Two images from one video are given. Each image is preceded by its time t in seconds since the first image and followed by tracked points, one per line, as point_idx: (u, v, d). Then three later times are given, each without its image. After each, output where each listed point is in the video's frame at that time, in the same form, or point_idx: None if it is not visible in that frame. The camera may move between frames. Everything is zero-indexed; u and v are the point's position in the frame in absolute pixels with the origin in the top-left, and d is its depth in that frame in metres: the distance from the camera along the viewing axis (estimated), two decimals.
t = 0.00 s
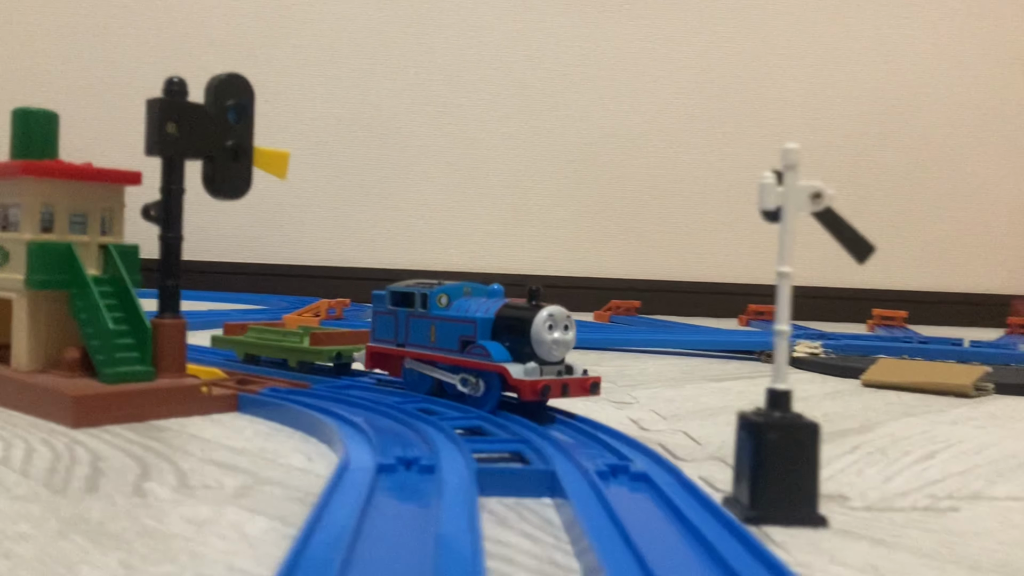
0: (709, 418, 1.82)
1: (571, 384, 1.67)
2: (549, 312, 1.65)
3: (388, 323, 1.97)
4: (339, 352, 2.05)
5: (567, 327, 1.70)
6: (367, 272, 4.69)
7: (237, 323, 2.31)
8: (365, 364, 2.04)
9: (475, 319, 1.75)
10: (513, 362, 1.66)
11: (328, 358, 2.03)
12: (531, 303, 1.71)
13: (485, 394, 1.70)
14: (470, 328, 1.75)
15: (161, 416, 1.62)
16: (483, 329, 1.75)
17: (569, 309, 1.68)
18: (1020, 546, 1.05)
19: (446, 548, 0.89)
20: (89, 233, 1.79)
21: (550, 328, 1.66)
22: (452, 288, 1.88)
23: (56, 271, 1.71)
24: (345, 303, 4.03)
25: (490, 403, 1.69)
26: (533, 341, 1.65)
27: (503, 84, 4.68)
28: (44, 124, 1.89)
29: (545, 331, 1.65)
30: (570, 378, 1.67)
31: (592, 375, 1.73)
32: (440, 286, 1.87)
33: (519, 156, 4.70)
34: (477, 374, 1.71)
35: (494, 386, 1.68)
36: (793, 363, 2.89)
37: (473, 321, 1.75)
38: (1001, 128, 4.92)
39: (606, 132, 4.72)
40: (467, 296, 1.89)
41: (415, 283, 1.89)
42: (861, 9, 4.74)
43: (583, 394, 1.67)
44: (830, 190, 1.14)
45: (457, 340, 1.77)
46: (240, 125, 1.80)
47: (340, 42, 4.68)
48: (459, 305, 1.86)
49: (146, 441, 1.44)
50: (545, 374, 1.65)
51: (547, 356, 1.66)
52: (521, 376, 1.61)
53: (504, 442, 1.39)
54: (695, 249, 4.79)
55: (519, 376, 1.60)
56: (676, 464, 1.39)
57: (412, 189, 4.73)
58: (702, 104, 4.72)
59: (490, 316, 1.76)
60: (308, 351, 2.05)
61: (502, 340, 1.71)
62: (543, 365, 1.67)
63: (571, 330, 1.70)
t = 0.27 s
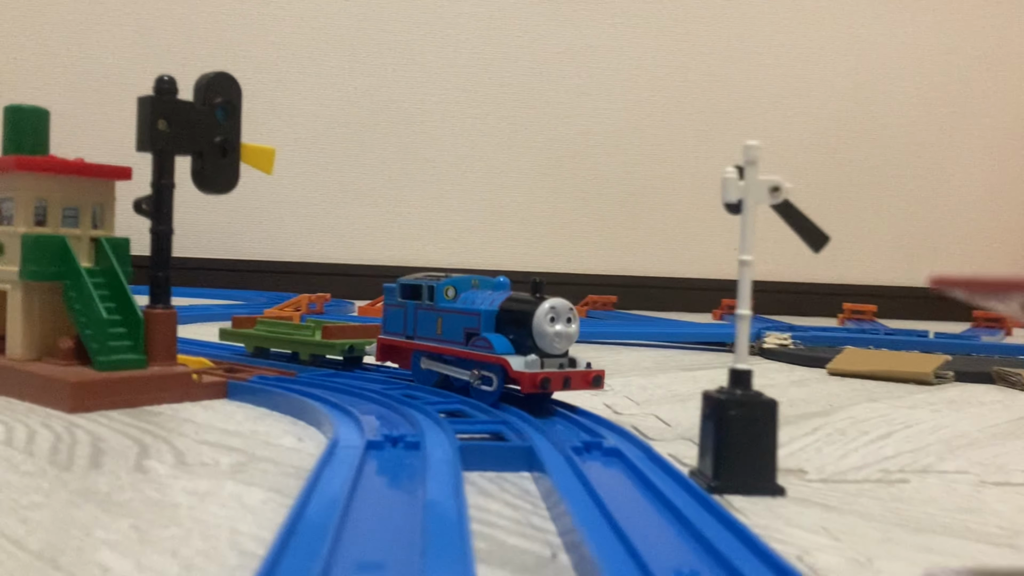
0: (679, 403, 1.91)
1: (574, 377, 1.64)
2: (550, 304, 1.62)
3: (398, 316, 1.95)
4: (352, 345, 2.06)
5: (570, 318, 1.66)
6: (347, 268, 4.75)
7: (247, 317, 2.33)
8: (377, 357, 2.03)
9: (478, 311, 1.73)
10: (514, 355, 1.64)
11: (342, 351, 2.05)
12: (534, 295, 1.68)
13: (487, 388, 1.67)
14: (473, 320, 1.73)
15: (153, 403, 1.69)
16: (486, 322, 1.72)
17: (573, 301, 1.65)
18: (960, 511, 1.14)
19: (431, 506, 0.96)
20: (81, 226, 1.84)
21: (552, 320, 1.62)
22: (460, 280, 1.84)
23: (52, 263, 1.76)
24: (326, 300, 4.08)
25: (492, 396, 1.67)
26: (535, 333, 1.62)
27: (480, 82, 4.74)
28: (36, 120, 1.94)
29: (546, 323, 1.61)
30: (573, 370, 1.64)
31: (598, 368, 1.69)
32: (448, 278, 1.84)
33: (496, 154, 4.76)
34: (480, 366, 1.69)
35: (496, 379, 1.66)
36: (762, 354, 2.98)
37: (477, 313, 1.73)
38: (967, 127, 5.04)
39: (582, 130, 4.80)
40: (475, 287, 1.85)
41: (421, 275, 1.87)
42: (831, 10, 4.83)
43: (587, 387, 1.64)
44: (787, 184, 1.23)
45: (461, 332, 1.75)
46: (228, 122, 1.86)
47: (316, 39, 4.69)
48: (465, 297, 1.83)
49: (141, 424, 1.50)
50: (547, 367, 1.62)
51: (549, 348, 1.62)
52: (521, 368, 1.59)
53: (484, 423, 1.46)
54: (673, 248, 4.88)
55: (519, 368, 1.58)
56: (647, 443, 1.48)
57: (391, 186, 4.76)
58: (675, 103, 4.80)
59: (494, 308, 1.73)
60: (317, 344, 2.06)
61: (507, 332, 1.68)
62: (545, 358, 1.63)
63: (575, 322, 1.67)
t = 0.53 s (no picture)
0: (651, 392, 1.99)
1: (570, 373, 1.62)
2: (548, 299, 1.62)
3: (404, 310, 1.98)
4: (363, 340, 2.04)
5: (568, 314, 1.66)
6: (326, 265, 4.75)
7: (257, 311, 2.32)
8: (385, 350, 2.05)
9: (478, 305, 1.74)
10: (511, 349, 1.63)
11: (353, 347, 2.03)
12: (533, 290, 1.68)
13: (485, 383, 1.66)
14: (473, 315, 1.75)
15: (145, 391, 1.75)
16: (486, 316, 1.73)
17: (571, 297, 1.64)
18: (910, 485, 1.22)
19: (414, 477, 1.03)
20: (71, 221, 1.90)
21: (549, 315, 1.62)
22: (463, 275, 1.87)
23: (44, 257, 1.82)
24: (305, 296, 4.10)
25: (488, 391, 1.67)
26: (531, 328, 1.62)
27: (457, 83, 4.72)
28: (25, 119, 1.99)
29: (543, 318, 1.61)
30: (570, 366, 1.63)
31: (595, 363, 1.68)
32: (452, 273, 1.88)
33: (475, 152, 4.76)
34: (478, 361, 1.69)
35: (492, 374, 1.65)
36: (735, 347, 3.07)
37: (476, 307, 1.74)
38: (960, 120, 4.89)
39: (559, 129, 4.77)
40: (479, 283, 1.88)
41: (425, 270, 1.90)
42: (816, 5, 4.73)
43: (585, 383, 1.63)
44: (748, 181, 1.31)
45: (462, 327, 1.77)
46: (215, 120, 1.92)
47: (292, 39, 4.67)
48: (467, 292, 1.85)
49: (134, 411, 1.57)
50: (543, 362, 1.61)
51: (545, 343, 1.62)
52: (517, 362, 1.58)
53: (463, 408, 1.54)
54: (654, 241, 4.87)
55: (515, 363, 1.57)
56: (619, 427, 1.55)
57: (369, 184, 4.75)
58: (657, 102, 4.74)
59: (494, 303, 1.75)
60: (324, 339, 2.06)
61: (505, 328, 1.68)
62: (542, 353, 1.63)
63: (574, 318, 1.66)
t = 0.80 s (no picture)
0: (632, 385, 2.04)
1: (565, 369, 1.62)
2: (541, 295, 1.62)
3: (407, 308, 1.98)
4: (371, 338, 2.07)
5: (563, 310, 1.65)
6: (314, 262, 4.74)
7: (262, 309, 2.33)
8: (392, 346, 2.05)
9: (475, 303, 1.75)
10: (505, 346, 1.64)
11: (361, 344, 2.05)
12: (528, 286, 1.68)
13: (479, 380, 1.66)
14: (470, 312, 1.75)
15: (138, 384, 1.79)
16: (482, 313, 1.73)
17: (565, 293, 1.64)
18: (872, 468, 1.28)
19: (403, 463, 1.08)
20: (64, 218, 1.94)
21: (543, 311, 1.62)
22: (462, 272, 1.87)
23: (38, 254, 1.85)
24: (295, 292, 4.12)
25: (483, 388, 1.67)
26: (525, 324, 1.62)
27: (446, 83, 4.74)
28: (19, 118, 2.02)
29: (537, 314, 1.61)
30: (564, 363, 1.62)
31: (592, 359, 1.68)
32: (451, 270, 1.87)
33: (463, 151, 4.76)
34: (473, 358, 1.69)
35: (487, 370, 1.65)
36: (716, 342, 3.13)
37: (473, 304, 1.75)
38: (943, 119, 4.95)
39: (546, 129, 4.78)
40: (478, 279, 1.87)
41: (426, 268, 1.90)
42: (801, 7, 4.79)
43: (580, 379, 1.62)
44: (723, 179, 1.36)
45: (460, 324, 1.78)
46: (206, 119, 1.96)
47: (282, 38, 4.70)
48: (466, 289, 1.85)
49: (129, 403, 1.61)
50: (536, 358, 1.61)
51: (539, 340, 1.62)
52: (510, 360, 1.58)
53: (451, 400, 1.58)
54: (645, 237, 4.84)
55: (508, 360, 1.58)
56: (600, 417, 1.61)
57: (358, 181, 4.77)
58: (644, 103, 4.78)
59: (491, 300, 1.75)
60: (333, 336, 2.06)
61: (502, 325, 1.68)
62: (536, 349, 1.63)
63: (568, 315, 1.66)
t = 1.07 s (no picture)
0: (610, 374, 2.10)
1: (559, 364, 1.60)
2: (536, 289, 1.57)
3: (411, 302, 1.95)
4: (381, 331, 2.04)
5: (559, 304, 1.60)
6: (294, 257, 4.61)
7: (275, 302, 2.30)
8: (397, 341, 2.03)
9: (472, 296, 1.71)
10: (500, 340, 1.60)
11: (370, 337, 2.03)
12: (525, 279, 1.63)
13: (474, 375, 1.63)
14: (466, 305, 1.71)
15: (132, 373, 1.85)
16: (478, 306, 1.69)
17: (561, 287, 1.58)
18: (834, 447, 1.36)
19: (392, 441, 1.15)
20: (57, 213, 1.98)
21: (537, 305, 1.58)
22: (463, 266, 1.83)
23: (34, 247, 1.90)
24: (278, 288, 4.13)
25: (477, 383, 1.65)
26: (518, 318, 1.57)
27: (428, 74, 4.59)
28: (11, 114, 2.06)
29: (530, 308, 1.57)
30: (559, 357, 1.60)
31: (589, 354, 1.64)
32: (453, 263, 1.84)
33: (446, 145, 4.61)
34: (468, 352, 1.66)
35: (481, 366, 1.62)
36: (693, 335, 3.20)
37: (470, 297, 1.71)
38: (931, 115, 4.88)
39: (531, 125, 4.62)
40: (480, 272, 1.83)
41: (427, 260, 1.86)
42: None
43: (573, 373, 1.60)
44: (695, 175, 1.44)
45: (457, 318, 1.74)
46: (198, 117, 2.02)
47: (259, 26, 4.51)
48: (466, 282, 1.81)
49: (125, 390, 1.67)
50: (529, 353, 1.57)
51: (533, 334, 1.58)
52: (502, 355, 1.55)
53: (435, 387, 1.65)
54: (634, 231, 4.73)
55: (500, 355, 1.54)
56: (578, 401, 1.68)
57: (340, 178, 4.61)
58: (631, 96, 4.64)
59: (489, 292, 1.70)
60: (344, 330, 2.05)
61: (498, 318, 1.64)
62: (530, 344, 1.59)
63: (564, 308, 1.61)
